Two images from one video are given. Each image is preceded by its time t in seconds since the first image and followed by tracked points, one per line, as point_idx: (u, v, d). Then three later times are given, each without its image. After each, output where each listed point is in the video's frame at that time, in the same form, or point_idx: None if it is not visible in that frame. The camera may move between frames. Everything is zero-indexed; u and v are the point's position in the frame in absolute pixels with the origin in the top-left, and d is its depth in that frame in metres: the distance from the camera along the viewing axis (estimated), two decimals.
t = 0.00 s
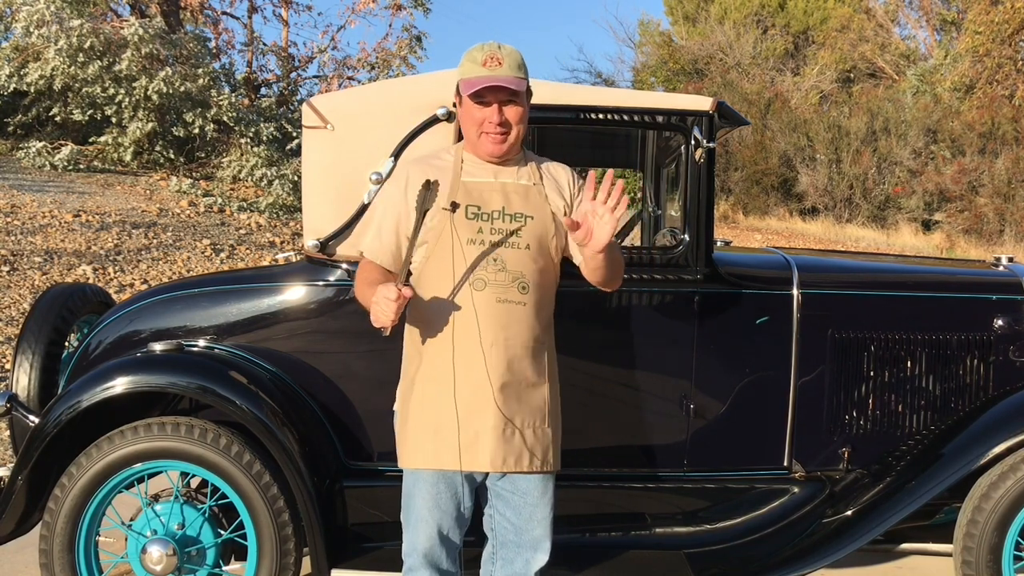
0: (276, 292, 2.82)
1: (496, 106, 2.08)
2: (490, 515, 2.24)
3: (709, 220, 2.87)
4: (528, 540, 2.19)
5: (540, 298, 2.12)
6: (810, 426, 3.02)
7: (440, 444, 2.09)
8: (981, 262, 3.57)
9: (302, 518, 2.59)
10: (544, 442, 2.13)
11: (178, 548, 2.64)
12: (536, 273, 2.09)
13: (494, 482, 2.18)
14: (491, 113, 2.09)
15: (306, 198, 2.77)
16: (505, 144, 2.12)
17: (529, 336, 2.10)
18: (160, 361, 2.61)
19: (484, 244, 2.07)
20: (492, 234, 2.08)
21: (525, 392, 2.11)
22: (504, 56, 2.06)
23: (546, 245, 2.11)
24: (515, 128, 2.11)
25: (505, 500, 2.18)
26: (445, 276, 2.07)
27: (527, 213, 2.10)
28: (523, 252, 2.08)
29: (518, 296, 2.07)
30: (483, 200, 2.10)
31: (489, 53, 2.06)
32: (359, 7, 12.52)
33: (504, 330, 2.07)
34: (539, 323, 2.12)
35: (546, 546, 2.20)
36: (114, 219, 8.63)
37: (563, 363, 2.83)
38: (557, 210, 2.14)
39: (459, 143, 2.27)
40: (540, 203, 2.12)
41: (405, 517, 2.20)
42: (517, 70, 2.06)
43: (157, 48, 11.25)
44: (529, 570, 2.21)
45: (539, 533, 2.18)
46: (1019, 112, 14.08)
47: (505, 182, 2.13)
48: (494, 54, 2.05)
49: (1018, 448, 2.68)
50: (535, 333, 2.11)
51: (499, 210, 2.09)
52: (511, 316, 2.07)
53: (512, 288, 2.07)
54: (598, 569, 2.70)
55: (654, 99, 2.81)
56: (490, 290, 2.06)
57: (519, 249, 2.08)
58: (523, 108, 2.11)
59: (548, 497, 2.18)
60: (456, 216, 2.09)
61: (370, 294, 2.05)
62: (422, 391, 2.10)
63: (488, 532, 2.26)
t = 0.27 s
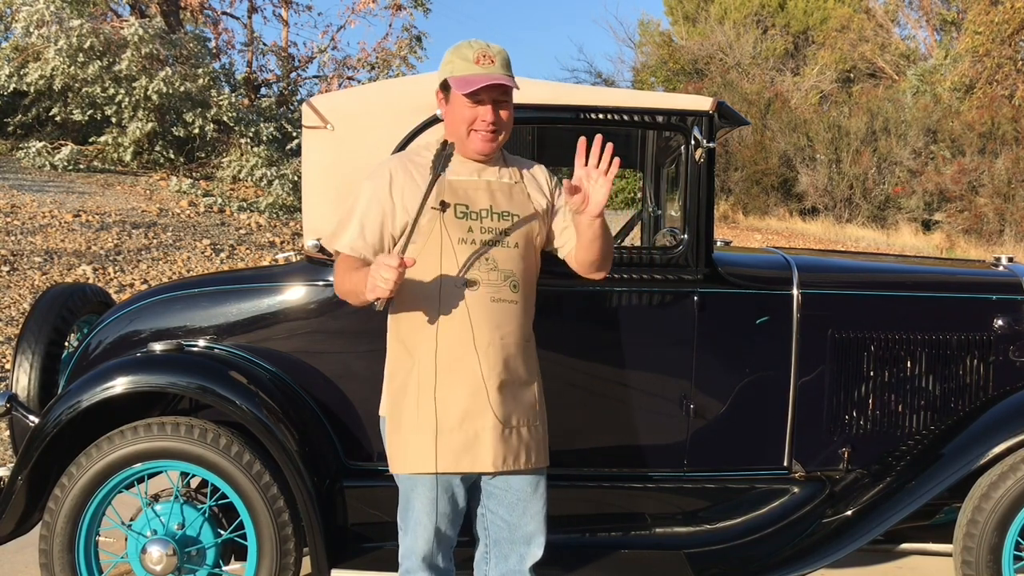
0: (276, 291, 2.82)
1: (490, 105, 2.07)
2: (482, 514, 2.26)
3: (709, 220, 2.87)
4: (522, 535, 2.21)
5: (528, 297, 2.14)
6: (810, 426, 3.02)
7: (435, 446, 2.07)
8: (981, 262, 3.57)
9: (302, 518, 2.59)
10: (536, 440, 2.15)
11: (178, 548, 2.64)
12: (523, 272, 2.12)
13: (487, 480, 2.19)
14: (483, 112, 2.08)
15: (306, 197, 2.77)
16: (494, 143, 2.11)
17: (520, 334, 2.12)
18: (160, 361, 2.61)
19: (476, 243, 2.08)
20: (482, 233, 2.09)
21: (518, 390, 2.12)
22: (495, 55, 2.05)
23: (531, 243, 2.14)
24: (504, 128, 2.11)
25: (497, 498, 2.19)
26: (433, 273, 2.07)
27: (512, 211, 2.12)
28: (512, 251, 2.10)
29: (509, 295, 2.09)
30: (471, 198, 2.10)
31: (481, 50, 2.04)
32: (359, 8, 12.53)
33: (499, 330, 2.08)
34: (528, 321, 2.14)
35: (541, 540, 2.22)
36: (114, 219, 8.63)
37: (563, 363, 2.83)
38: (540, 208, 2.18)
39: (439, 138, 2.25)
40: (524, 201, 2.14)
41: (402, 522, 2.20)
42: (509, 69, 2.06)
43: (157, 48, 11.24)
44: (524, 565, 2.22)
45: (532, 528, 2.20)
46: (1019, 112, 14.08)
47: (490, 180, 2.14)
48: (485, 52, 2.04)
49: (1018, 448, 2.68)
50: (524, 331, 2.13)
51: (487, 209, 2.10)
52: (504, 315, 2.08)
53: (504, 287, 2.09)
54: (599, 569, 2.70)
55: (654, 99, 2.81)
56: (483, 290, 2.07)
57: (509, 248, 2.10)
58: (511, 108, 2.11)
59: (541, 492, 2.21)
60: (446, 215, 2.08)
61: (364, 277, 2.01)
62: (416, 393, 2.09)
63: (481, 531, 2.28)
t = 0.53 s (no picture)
0: (276, 291, 2.82)
1: (487, 105, 2.07)
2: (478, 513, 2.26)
3: (709, 220, 2.87)
4: (518, 532, 2.22)
5: (520, 296, 2.16)
6: (810, 426, 3.02)
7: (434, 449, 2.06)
8: (981, 262, 3.57)
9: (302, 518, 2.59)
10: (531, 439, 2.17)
11: (178, 548, 2.64)
12: (515, 272, 2.14)
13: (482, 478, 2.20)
14: (481, 112, 2.07)
15: (306, 197, 2.77)
16: (487, 143, 2.11)
17: (515, 333, 2.14)
18: (159, 361, 2.61)
19: (470, 245, 2.08)
20: (476, 235, 2.09)
21: (515, 389, 2.13)
22: (493, 57, 2.06)
23: (520, 243, 2.16)
24: (497, 131, 2.12)
25: (492, 496, 2.20)
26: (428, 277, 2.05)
27: (503, 212, 2.13)
28: (506, 251, 2.11)
29: (504, 295, 2.10)
30: (462, 199, 2.10)
31: (480, 50, 2.05)
32: (359, 8, 12.53)
33: (497, 330, 2.09)
34: (521, 320, 2.16)
35: (538, 535, 2.23)
36: (114, 219, 8.63)
37: (562, 364, 2.83)
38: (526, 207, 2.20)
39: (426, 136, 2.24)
40: (513, 201, 2.16)
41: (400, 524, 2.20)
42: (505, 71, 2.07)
43: (157, 48, 11.24)
44: (520, 562, 2.23)
45: (528, 524, 2.21)
46: (1019, 112, 14.07)
47: (480, 181, 2.14)
48: (484, 53, 2.05)
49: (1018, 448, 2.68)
50: (518, 330, 2.15)
51: (479, 210, 2.10)
52: (499, 315, 2.09)
53: (499, 288, 2.09)
54: (599, 569, 2.70)
55: (654, 99, 2.81)
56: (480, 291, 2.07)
57: (502, 249, 2.11)
58: (504, 109, 2.12)
59: (536, 490, 2.22)
60: (441, 218, 2.07)
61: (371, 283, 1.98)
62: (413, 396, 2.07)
63: (477, 529, 2.28)
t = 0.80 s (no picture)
0: (276, 292, 2.82)
1: (469, 102, 2.08)
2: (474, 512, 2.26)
3: (709, 220, 2.87)
4: (514, 530, 2.22)
5: (514, 297, 2.16)
6: (810, 425, 3.02)
7: (428, 450, 2.06)
8: (982, 262, 3.57)
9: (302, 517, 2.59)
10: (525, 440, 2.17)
11: (178, 548, 2.64)
12: (509, 273, 2.14)
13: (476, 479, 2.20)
14: (462, 109, 2.08)
15: (305, 197, 2.77)
16: (470, 141, 2.13)
17: (509, 334, 2.14)
18: (158, 362, 2.61)
19: (463, 246, 2.07)
20: (470, 237, 2.08)
21: (509, 390, 2.14)
22: (479, 53, 2.05)
23: (513, 244, 2.16)
24: (482, 128, 2.13)
25: (488, 495, 2.20)
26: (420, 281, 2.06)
27: (497, 214, 2.12)
28: (500, 253, 2.11)
29: (497, 297, 2.10)
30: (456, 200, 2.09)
31: (465, 48, 2.04)
32: (359, 8, 12.54)
33: (490, 333, 2.09)
34: (515, 322, 2.16)
35: (533, 533, 2.24)
36: (114, 219, 8.63)
37: (561, 364, 2.83)
38: (518, 209, 2.20)
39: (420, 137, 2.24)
40: (507, 203, 2.16)
41: (397, 526, 2.20)
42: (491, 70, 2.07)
43: (157, 49, 11.24)
44: (516, 561, 2.24)
45: (525, 522, 2.22)
46: (1019, 112, 14.07)
47: (472, 182, 2.14)
48: (470, 50, 2.04)
49: (1017, 449, 2.68)
50: (511, 332, 2.15)
51: (474, 212, 2.10)
52: (492, 317, 2.09)
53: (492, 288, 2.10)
54: (599, 568, 2.70)
55: (653, 99, 2.82)
56: (475, 294, 2.07)
57: (496, 250, 2.11)
58: (490, 107, 2.12)
59: (531, 488, 2.23)
60: (435, 220, 2.07)
61: (368, 308, 1.96)
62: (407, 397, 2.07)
63: (473, 529, 2.28)
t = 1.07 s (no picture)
0: (276, 292, 2.82)
1: (464, 100, 2.08)
2: (473, 513, 2.26)
3: (709, 220, 2.87)
4: (513, 532, 2.22)
5: (508, 296, 2.14)
6: (810, 425, 3.02)
7: (422, 449, 2.06)
8: (981, 262, 3.57)
9: (302, 517, 2.59)
10: (521, 439, 2.16)
11: (178, 548, 2.64)
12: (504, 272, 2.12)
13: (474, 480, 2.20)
14: (457, 107, 2.08)
15: (305, 197, 2.77)
16: (467, 139, 2.12)
17: (506, 333, 2.14)
18: (158, 361, 2.61)
19: (454, 244, 2.07)
20: (462, 235, 2.08)
21: (501, 390, 2.12)
22: (473, 51, 2.06)
23: (509, 243, 2.14)
24: (479, 125, 2.12)
25: (486, 496, 2.21)
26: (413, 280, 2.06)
27: (492, 212, 2.11)
28: (494, 251, 2.09)
29: (489, 296, 2.09)
30: (450, 198, 2.09)
31: (459, 46, 2.05)
32: (359, 8, 12.55)
33: (486, 332, 2.09)
34: (510, 321, 2.15)
35: (533, 535, 2.23)
36: (114, 219, 8.63)
37: (561, 364, 2.83)
38: (516, 209, 2.18)
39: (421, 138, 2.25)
40: (503, 201, 2.14)
41: (392, 526, 2.20)
42: (485, 67, 2.08)
43: (157, 48, 11.24)
44: (516, 562, 2.24)
45: (524, 524, 2.21)
46: (1020, 112, 14.06)
47: (469, 180, 2.14)
48: (463, 48, 2.05)
49: (1018, 448, 2.68)
50: (507, 331, 2.14)
51: (466, 210, 2.09)
52: (489, 317, 2.09)
53: (484, 287, 2.08)
54: (598, 568, 2.70)
55: (654, 99, 2.81)
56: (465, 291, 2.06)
57: (489, 248, 2.09)
58: (487, 104, 2.12)
59: (530, 490, 2.22)
60: (425, 216, 2.07)
61: (349, 308, 1.99)
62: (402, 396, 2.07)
63: (472, 530, 2.29)
